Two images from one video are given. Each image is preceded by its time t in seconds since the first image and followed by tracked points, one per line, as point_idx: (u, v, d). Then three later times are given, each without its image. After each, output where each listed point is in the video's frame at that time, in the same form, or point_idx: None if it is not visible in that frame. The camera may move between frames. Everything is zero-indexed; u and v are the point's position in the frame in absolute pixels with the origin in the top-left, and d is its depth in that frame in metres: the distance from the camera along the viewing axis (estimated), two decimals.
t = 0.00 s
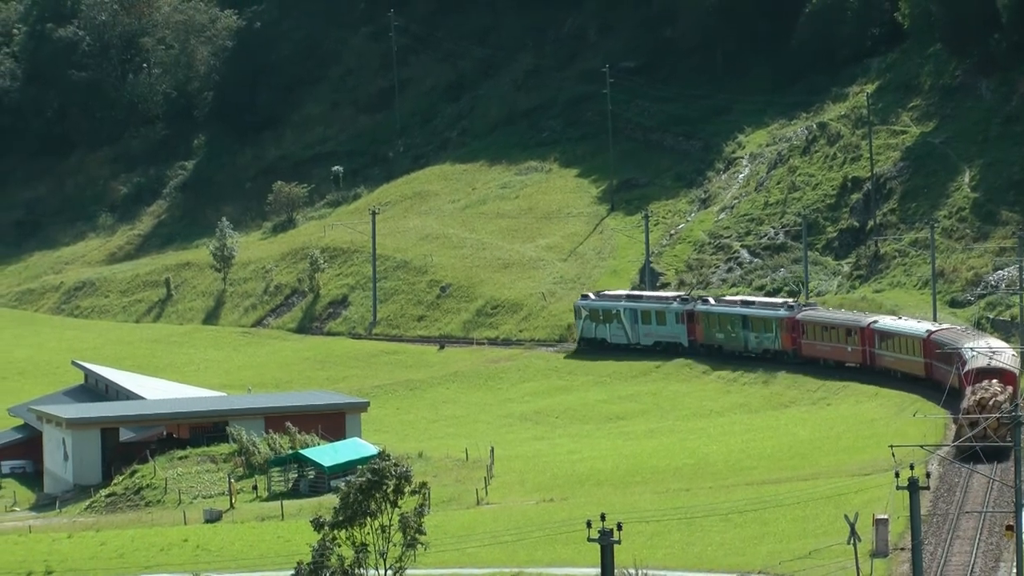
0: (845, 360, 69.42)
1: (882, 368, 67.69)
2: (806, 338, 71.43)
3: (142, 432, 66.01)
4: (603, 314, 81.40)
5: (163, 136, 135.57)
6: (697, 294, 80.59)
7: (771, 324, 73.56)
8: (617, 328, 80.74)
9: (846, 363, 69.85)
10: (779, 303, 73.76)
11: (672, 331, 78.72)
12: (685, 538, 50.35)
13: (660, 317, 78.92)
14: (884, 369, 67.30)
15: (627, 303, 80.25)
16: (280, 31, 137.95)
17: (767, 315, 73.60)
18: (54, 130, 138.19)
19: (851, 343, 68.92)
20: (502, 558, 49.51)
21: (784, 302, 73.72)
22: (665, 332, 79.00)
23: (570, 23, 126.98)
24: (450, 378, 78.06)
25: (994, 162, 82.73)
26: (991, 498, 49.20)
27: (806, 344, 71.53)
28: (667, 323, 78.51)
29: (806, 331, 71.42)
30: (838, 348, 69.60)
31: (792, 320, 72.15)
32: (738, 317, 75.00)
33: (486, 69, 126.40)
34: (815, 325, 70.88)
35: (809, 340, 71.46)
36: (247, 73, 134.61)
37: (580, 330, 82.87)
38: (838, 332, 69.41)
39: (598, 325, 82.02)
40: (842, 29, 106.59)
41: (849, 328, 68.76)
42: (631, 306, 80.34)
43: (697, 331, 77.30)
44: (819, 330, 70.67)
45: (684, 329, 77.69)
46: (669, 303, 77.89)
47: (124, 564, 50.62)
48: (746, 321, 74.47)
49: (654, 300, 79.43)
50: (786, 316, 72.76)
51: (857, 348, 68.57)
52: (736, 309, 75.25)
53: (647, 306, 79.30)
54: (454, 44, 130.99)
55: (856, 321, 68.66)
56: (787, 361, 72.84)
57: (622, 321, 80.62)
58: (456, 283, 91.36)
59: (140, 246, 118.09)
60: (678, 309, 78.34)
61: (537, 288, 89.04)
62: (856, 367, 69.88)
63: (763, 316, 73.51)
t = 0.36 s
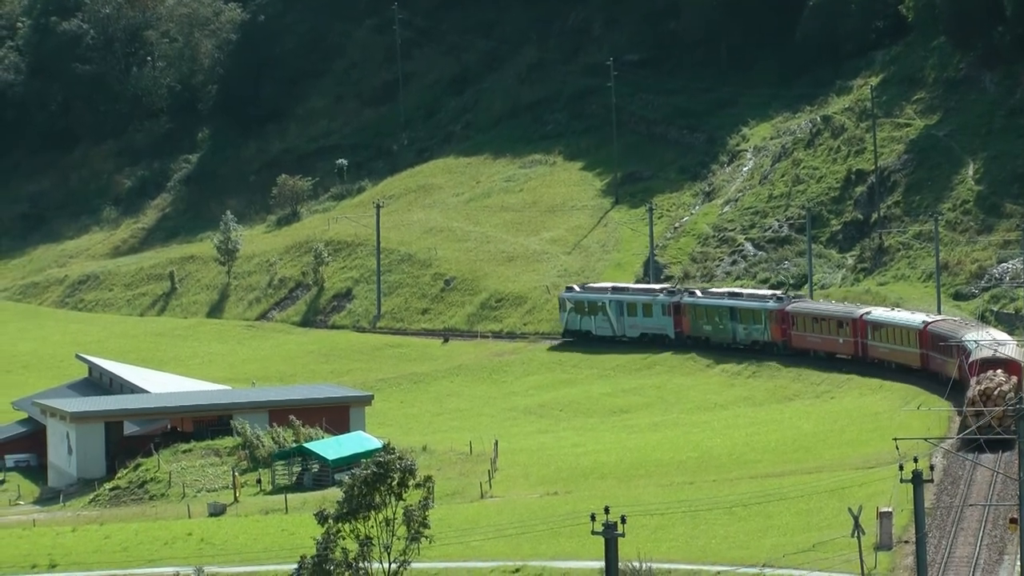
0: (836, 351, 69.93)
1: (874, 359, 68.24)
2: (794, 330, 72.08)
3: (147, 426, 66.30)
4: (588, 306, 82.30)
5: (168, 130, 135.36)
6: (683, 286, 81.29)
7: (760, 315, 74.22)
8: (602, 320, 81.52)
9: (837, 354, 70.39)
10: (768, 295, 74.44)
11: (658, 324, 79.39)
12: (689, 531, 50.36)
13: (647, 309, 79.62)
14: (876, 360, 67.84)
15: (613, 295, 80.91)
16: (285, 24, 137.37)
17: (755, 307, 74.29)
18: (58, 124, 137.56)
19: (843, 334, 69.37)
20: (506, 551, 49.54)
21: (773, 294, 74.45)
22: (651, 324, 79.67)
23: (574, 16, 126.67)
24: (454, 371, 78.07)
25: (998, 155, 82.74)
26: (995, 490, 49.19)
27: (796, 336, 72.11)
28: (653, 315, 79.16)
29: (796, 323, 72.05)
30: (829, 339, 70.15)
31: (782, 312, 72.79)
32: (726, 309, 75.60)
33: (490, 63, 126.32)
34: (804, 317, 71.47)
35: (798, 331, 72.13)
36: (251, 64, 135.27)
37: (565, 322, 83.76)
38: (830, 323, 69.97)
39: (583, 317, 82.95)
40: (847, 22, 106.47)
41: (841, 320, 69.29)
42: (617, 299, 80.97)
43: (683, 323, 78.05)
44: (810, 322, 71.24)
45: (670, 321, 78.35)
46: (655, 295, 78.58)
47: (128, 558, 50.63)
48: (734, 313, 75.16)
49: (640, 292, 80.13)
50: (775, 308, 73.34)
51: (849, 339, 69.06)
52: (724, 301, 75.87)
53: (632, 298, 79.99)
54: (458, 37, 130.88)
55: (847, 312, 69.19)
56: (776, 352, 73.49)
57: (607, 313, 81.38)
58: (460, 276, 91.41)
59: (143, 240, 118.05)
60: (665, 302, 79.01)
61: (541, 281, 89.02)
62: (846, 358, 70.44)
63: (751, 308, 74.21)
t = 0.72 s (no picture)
0: (823, 347, 70.81)
1: (861, 354, 69.12)
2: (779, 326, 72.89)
3: (147, 424, 66.57)
4: (569, 303, 82.72)
5: (168, 128, 135.37)
6: (664, 283, 82.01)
7: (745, 312, 74.84)
8: (584, 316, 82.10)
9: (825, 349, 71.26)
10: (752, 291, 75.07)
11: (640, 320, 80.14)
12: (690, 528, 50.37)
13: (629, 306, 80.29)
14: (864, 355, 68.71)
15: (593, 292, 81.54)
16: (286, 21, 137.52)
17: (740, 303, 74.92)
18: (59, 121, 137.66)
19: (830, 330, 70.31)
20: (507, 548, 49.55)
21: (758, 291, 75.04)
22: (633, 321, 80.44)
23: (575, 13, 126.66)
24: (455, 369, 78.11)
25: (999, 152, 82.72)
26: (996, 488, 49.22)
27: (782, 332, 72.87)
28: (635, 312, 79.90)
29: (781, 319, 72.78)
30: (816, 335, 71.00)
31: (767, 308, 73.45)
32: (709, 306, 76.28)
33: (490, 60, 126.33)
34: (790, 312, 72.31)
35: (784, 327, 72.89)
36: (252, 62, 135.03)
37: (545, 319, 84.15)
38: (817, 320, 70.79)
39: (564, 314, 83.38)
40: (848, 20, 106.46)
41: (828, 315, 70.16)
42: (597, 296, 81.68)
43: (666, 319, 78.74)
44: (796, 318, 71.98)
45: (653, 318, 79.11)
46: (637, 292, 79.22)
47: (128, 557, 50.67)
48: (718, 310, 75.75)
49: (622, 289, 80.75)
50: (761, 304, 74.13)
51: (836, 334, 69.97)
52: (706, 297, 76.58)
53: (614, 295, 80.62)
54: (459, 35, 130.88)
55: (834, 308, 70.07)
56: (760, 348, 74.20)
57: (589, 310, 81.98)
58: (460, 274, 91.43)
59: (143, 238, 118.07)
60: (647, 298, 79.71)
61: (542, 278, 89.04)
62: (833, 353, 71.32)
63: (737, 305, 74.78)
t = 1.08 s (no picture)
0: (805, 345, 71.53)
1: (843, 352, 69.88)
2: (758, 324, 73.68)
3: (142, 422, 66.67)
4: (544, 302, 83.54)
5: (164, 126, 135.41)
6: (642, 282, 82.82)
7: (724, 311, 75.64)
8: (560, 315, 82.92)
9: (806, 347, 71.95)
10: (731, 290, 75.85)
11: (617, 319, 81.06)
12: (686, 528, 50.37)
13: (606, 304, 81.24)
14: (846, 353, 69.46)
15: (569, 291, 82.32)
16: (282, 20, 137.59)
17: (719, 302, 75.74)
18: (55, 120, 137.53)
19: (812, 328, 71.05)
20: (502, 547, 49.52)
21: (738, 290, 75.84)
22: (610, 320, 81.34)
23: (572, 13, 126.71)
24: (450, 367, 78.09)
25: (994, 152, 82.67)
26: (991, 488, 49.24)
27: (761, 330, 73.66)
28: (612, 311, 80.81)
29: (761, 317, 73.63)
30: (797, 333, 71.71)
31: (747, 307, 74.36)
32: (688, 305, 77.20)
33: (487, 60, 126.35)
34: (771, 311, 73.08)
35: (763, 326, 73.69)
36: (248, 61, 135.28)
37: (520, 317, 84.86)
38: (798, 318, 71.53)
39: (539, 313, 84.15)
40: (843, 20, 106.60)
41: (810, 314, 70.89)
42: (573, 294, 82.50)
43: (643, 317, 79.69)
44: (776, 317, 72.79)
45: (630, 316, 80.09)
46: (615, 291, 80.10)
47: (123, 555, 50.63)
48: (696, 308, 76.71)
49: (598, 288, 81.62)
50: (740, 303, 74.95)
51: (818, 333, 70.75)
52: (685, 296, 77.47)
53: (591, 293, 81.52)
54: (455, 34, 130.92)
55: (816, 307, 70.83)
56: (740, 346, 75.05)
57: (565, 309, 82.84)
58: (456, 273, 91.42)
59: (139, 237, 118.03)
60: (624, 297, 80.59)
61: (538, 277, 89.03)
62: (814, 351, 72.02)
63: (716, 303, 75.62)
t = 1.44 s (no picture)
0: (783, 345, 72.25)
1: (822, 353, 70.62)
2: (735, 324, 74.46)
3: (134, 424, 66.39)
4: (518, 303, 84.58)
5: (157, 128, 135.38)
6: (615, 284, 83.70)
7: (700, 312, 76.52)
8: (533, 316, 83.87)
9: (784, 348, 72.66)
10: (707, 291, 76.69)
11: (591, 320, 81.92)
12: (677, 530, 50.36)
13: (579, 305, 82.11)
14: (825, 353, 70.21)
15: (543, 292, 83.23)
16: (275, 22, 137.12)
17: (695, 303, 76.57)
18: (47, 122, 137.71)
19: (790, 329, 71.76)
20: (494, 549, 49.50)
21: (714, 291, 76.71)
22: (583, 321, 82.21)
23: (564, 15, 126.75)
24: (442, 370, 78.08)
25: (986, 154, 82.64)
26: (983, 490, 49.31)
27: (738, 330, 74.42)
28: (586, 312, 81.68)
29: (738, 318, 74.41)
30: (776, 333, 72.42)
31: (724, 307, 75.14)
32: (663, 306, 78.03)
33: (479, 61, 126.33)
34: (747, 312, 73.88)
35: (740, 326, 74.44)
36: (241, 63, 135.24)
37: (494, 319, 85.86)
38: (776, 318, 72.22)
39: (513, 315, 85.08)
40: (835, 22, 106.67)
41: (788, 314, 71.62)
42: (547, 296, 83.37)
43: (617, 319, 80.49)
44: (753, 318, 73.53)
45: (604, 317, 80.92)
46: (588, 292, 81.01)
47: (116, 557, 50.62)
48: (672, 309, 77.55)
49: (571, 290, 82.50)
50: (716, 304, 75.81)
51: (797, 333, 71.44)
52: (660, 297, 78.31)
53: (564, 295, 82.40)
54: (448, 36, 130.92)
55: (794, 307, 71.61)
56: (718, 347, 75.80)
57: (538, 310, 83.75)
58: (448, 275, 91.43)
59: (132, 239, 118.00)
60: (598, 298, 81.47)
61: (530, 279, 89.05)
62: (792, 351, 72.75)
63: (692, 304, 76.44)
